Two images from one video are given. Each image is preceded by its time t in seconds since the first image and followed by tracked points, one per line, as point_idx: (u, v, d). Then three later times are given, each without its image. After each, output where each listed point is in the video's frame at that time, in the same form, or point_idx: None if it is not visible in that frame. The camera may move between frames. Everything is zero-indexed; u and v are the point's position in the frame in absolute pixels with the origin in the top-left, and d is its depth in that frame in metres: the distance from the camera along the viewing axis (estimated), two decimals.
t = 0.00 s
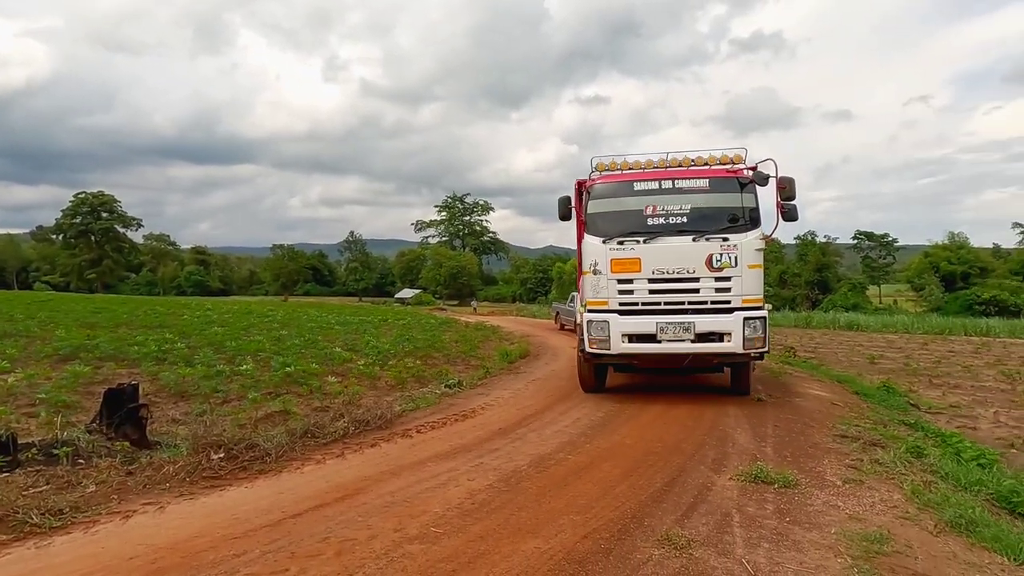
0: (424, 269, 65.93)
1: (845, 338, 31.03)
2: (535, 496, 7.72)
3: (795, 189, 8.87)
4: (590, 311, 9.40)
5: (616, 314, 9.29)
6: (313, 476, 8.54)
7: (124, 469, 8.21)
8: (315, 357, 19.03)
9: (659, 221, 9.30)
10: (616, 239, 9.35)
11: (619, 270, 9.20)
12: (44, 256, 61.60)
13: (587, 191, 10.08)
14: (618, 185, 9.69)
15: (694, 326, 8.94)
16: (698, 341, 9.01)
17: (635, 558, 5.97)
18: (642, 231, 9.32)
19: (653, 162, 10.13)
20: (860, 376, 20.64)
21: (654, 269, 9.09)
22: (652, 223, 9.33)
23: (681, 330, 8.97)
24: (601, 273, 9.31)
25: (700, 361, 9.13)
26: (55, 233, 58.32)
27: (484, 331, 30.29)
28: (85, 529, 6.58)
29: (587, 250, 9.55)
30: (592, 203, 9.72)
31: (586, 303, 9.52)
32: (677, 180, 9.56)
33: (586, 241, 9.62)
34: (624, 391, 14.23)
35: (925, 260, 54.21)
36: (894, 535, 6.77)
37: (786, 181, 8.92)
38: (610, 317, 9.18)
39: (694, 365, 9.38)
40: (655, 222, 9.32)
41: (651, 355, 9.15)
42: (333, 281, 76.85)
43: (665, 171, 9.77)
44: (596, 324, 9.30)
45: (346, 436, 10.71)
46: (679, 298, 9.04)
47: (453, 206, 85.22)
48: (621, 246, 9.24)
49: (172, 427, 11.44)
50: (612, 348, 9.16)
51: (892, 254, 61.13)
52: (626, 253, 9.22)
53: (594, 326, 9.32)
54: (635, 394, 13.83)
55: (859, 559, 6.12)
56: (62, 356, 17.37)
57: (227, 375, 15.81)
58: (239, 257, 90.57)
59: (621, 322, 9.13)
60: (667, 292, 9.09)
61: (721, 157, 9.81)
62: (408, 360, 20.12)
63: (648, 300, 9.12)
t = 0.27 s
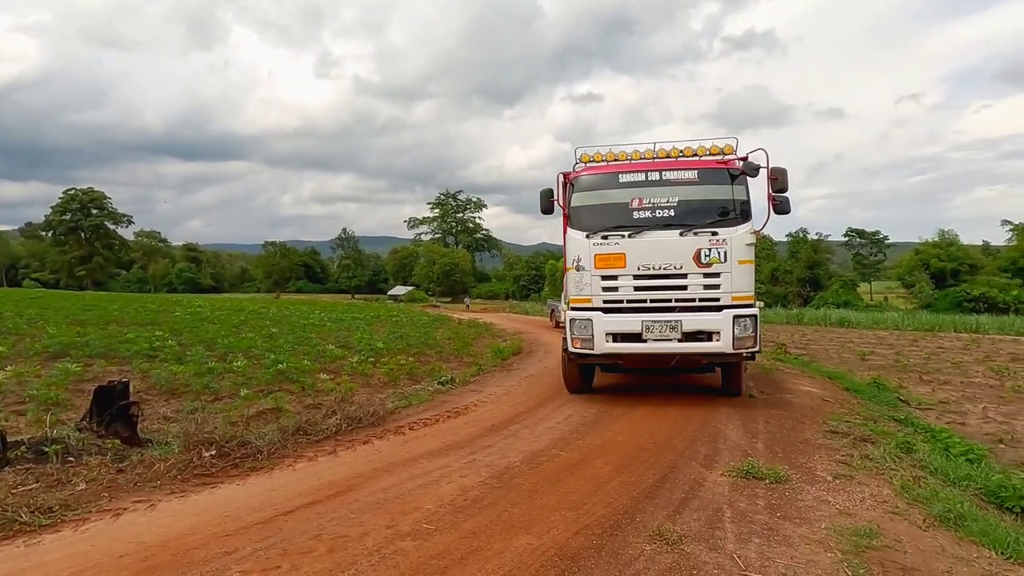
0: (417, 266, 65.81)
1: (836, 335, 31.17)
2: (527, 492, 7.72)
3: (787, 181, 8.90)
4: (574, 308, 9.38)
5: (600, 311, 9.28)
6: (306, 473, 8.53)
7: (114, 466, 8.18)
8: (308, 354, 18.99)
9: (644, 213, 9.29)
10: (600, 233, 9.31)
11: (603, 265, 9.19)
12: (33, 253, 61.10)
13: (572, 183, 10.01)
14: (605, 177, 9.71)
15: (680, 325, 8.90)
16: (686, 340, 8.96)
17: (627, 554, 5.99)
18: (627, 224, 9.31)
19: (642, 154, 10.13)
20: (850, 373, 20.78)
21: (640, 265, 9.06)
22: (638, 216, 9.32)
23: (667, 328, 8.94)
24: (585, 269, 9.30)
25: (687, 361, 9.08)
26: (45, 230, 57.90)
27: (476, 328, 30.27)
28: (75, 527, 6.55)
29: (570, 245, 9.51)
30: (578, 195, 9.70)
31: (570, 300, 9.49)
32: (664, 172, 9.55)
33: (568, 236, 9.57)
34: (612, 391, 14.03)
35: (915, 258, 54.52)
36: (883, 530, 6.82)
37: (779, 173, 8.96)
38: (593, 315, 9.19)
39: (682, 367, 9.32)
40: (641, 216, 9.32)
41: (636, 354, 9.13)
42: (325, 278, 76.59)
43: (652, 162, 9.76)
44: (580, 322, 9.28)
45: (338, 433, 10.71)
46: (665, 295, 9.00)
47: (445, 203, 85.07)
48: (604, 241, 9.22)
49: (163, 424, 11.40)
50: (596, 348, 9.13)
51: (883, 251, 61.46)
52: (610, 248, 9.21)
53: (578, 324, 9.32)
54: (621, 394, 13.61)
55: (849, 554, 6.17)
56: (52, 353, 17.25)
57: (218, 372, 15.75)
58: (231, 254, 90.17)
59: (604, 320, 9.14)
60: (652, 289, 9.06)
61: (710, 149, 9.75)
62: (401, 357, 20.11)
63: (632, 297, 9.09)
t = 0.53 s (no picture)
0: (414, 263, 65.75)
1: (833, 332, 31.22)
2: (524, 490, 7.70)
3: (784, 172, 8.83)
4: (561, 307, 9.02)
5: (588, 309, 8.91)
6: (302, 471, 8.51)
7: (110, 465, 8.15)
8: (305, 352, 18.96)
9: (634, 207, 8.93)
10: (588, 228, 8.95)
11: (592, 262, 8.81)
12: (29, 251, 60.90)
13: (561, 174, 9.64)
14: (594, 168, 9.31)
15: (672, 324, 8.50)
16: (677, 341, 8.56)
17: (624, 551, 5.99)
18: (616, 218, 8.94)
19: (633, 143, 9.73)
20: (847, 370, 20.83)
21: (630, 261, 8.68)
22: (628, 210, 8.95)
23: (658, 328, 8.56)
24: (573, 265, 8.93)
25: (679, 362, 8.67)
26: (41, 227, 57.78)
27: (473, 326, 30.27)
28: (70, 526, 6.52)
29: (558, 240, 9.16)
30: (565, 187, 9.34)
31: (557, 298, 9.13)
32: (656, 163, 9.15)
33: (557, 231, 9.22)
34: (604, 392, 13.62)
35: (912, 255, 54.65)
36: (879, 527, 6.83)
37: (776, 163, 8.93)
38: (580, 313, 8.81)
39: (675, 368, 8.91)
40: (631, 209, 8.94)
41: (625, 355, 8.73)
42: (322, 276, 76.47)
43: (644, 153, 9.36)
44: (567, 322, 8.93)
45: (335, 431, 10.67)
46: (656, 293, 8.62)
47: (442, 201, 85.00)
48: (593, 236, 8.87)
49: (159, 422, 11.37)
50: (584, 348, 8.76)
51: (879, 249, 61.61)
52: (599, 243, 8.84)
53: (565, 323, 8.96)
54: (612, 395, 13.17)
55: (845, 551, 6.16)
56: (47, 351, 17.19)
57: (215, 370, 15.70)
58: (227, 252, 89.99)
59: (592, 319, 8.76)
60: (642, 286, 8.68)
61: (705, 139, 9.36)
62: (398, 355, 20.09)
63: (621, 295, 8.72)
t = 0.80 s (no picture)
0: (411, 261, 65.73)
1: (830, 330, 31.28)
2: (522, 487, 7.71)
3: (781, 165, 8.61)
4: (545, 306, 8.55)
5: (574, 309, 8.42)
6: (300, 469, 8.50)
7: (107, 463, 8.14)
8: (302, 350, 18.94)
9: (622, 201, 8.46)
10: (574, 223, 8.48)
11: (577, 258, 8.35)
12: (26, 248, 60.76)
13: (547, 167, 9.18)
14: (580, 160, 8.85)
15: (662, 324, 8.00)
16: (667, 343, 8.06)
17: (621, 548, 6.00)
18: (604, 213, 8.46)
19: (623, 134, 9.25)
20: (843, 367, 20.88)
21: (617, 258, 8.19)
22: (616, 204, 8.47)
23: (647, 329, 8.05)
24: (558, 262, 8.46)
25: (670, 365, 8.19)
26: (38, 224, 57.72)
27: (471, 323, 30.29)
28: (67, 524, 6.51)
29: (542, 236, 8.69)
30: (551, 180, 8.88)
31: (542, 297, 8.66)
32: (645, 155, 8.67)
33: (541, 226, 8.75)
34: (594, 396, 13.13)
35: (908, 252, 54.77)
36: (875, 524, 6.85)
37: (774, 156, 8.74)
38: (565, 313, 8.32)
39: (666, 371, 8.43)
40: (620, 203, 8.46)
41: (612, 357, 8.24)
42: (319, 274, 76.39)
43: (633, 144, 8.87)
44: (552, 322, 8.44)
45: (333, 428, 10.68)
46: (644, 291, 8.13)
47: (440, 198, 84.96)
48: (579, 232, 8.39)
49: (156, 420, 11.36)
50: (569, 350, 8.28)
51: (876, 247, 61.73)
52: (586, 239, 8.35)
53: (550, 323, 8.48)
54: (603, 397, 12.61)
55: (841, 548, 6.16)
56: (44, 348, 17.17)
57: (212, 368, 15.69)
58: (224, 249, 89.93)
59: (577, 319, 8.26)
60: (630, 284, 8.18)
61: (698, 129, 8.88)
62: (396, 352, 20.08)
63: (607, 294, 8.23)
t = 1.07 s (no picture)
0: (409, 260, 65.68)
1: (827, 328, 31.32)
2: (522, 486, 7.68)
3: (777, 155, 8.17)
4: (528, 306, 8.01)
5: (559, 309, 7.88)
6: (297, 468, 8.46)
7: (104, 462, 8.11)
8: (300, 349, 18.89)
9: (610, 195, 7.87)
10: (558, 218, 7.90)
11: (562, 257, 7.78)
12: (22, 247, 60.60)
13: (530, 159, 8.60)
14: (566, 151, 8.27)
15: (651, 326, 7.44)
16: (657, 345, 7.52)
17: (620, 547, 5.98)
18: (590, 207, 7.89)
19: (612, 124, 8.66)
20: (841, 366, 20.89)
21: (604, 256, 7.62)
22: (603, 198, 7.89)
23: (635, 330, 7.50)
24: (541, 260, 7.90)
25: (661, 369, 7.66)
26: (35, 223, 57.63)
27: (469, 322, 30.27)
28: (64, 523, 6.48)
29: (525, 231, 8.11)
30: (533, 173, 8.31)
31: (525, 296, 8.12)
32: (635, 146, 8.07)
33: (524, 221, 8.18)
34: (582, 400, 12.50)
35: (905, 251, 54.86)
36: (873, 522, 6.84)
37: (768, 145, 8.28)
38: (549, 314, 7.80)
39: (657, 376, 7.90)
40: (606, 197, 7.88)
41: (599, 360, 7.72)
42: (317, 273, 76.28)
43: (622, 134, 8.28)
44: (535, 323, 7.92)
45: (331, 428, 10.64)
46: (633, 291, 7.56)
47: (437, 197, 84.92)
48: (563, 227, 7.83)
49: (154, 419, 11.32)
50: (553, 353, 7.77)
51: (873, 246, 61.83)
52: (571, 236, 7.78)
53: (533, 324, 7.96)
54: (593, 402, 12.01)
55: (839, 546, 6.15)
56: (40, 347, 17.10)
57: (209, 367, 15.65)
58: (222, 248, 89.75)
59: (561, 320, 7.73)
60: (617, 283, 7.62)
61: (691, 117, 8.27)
62: (394, 351, 20.06)
63: (594, 294, 7.68)
